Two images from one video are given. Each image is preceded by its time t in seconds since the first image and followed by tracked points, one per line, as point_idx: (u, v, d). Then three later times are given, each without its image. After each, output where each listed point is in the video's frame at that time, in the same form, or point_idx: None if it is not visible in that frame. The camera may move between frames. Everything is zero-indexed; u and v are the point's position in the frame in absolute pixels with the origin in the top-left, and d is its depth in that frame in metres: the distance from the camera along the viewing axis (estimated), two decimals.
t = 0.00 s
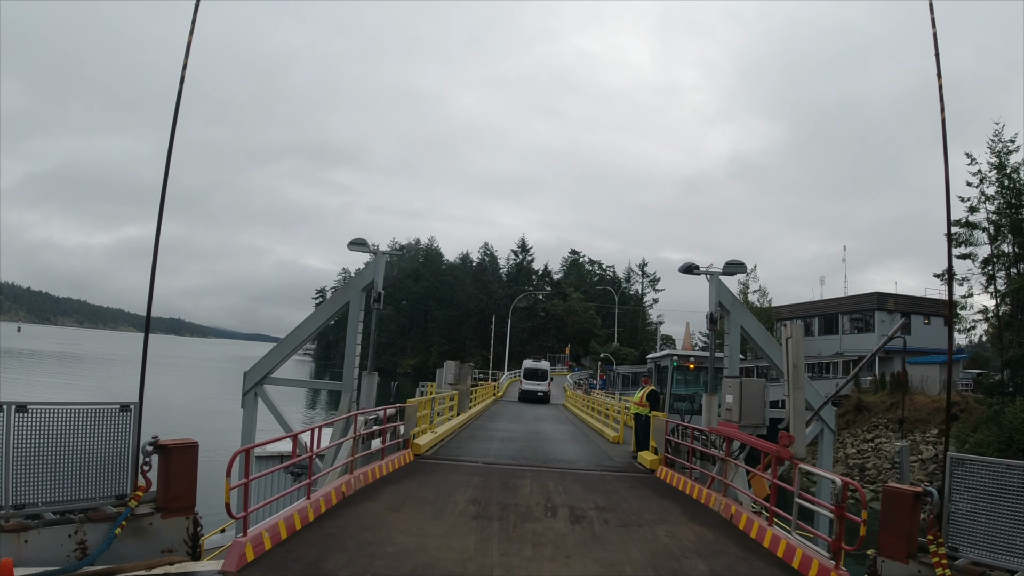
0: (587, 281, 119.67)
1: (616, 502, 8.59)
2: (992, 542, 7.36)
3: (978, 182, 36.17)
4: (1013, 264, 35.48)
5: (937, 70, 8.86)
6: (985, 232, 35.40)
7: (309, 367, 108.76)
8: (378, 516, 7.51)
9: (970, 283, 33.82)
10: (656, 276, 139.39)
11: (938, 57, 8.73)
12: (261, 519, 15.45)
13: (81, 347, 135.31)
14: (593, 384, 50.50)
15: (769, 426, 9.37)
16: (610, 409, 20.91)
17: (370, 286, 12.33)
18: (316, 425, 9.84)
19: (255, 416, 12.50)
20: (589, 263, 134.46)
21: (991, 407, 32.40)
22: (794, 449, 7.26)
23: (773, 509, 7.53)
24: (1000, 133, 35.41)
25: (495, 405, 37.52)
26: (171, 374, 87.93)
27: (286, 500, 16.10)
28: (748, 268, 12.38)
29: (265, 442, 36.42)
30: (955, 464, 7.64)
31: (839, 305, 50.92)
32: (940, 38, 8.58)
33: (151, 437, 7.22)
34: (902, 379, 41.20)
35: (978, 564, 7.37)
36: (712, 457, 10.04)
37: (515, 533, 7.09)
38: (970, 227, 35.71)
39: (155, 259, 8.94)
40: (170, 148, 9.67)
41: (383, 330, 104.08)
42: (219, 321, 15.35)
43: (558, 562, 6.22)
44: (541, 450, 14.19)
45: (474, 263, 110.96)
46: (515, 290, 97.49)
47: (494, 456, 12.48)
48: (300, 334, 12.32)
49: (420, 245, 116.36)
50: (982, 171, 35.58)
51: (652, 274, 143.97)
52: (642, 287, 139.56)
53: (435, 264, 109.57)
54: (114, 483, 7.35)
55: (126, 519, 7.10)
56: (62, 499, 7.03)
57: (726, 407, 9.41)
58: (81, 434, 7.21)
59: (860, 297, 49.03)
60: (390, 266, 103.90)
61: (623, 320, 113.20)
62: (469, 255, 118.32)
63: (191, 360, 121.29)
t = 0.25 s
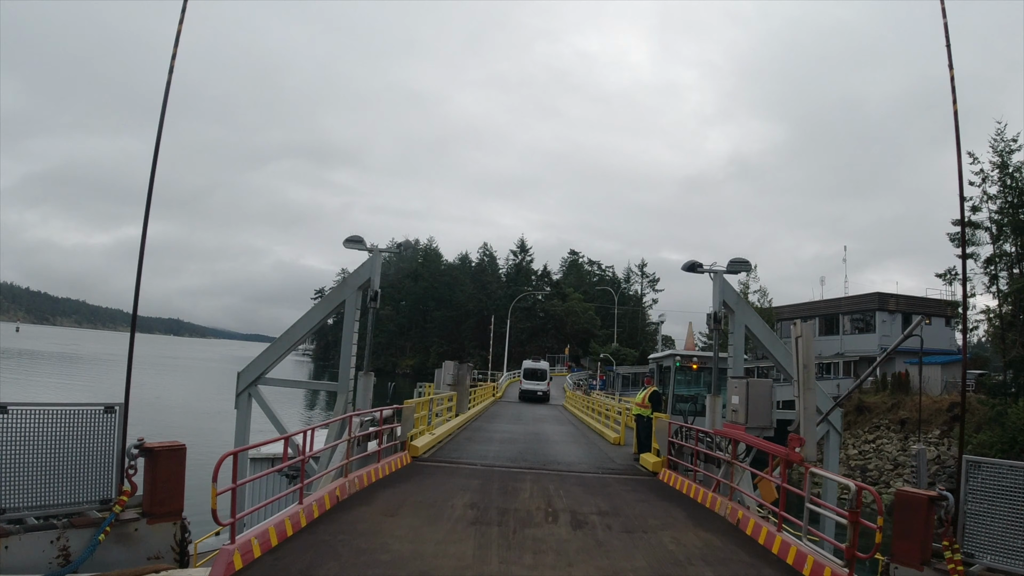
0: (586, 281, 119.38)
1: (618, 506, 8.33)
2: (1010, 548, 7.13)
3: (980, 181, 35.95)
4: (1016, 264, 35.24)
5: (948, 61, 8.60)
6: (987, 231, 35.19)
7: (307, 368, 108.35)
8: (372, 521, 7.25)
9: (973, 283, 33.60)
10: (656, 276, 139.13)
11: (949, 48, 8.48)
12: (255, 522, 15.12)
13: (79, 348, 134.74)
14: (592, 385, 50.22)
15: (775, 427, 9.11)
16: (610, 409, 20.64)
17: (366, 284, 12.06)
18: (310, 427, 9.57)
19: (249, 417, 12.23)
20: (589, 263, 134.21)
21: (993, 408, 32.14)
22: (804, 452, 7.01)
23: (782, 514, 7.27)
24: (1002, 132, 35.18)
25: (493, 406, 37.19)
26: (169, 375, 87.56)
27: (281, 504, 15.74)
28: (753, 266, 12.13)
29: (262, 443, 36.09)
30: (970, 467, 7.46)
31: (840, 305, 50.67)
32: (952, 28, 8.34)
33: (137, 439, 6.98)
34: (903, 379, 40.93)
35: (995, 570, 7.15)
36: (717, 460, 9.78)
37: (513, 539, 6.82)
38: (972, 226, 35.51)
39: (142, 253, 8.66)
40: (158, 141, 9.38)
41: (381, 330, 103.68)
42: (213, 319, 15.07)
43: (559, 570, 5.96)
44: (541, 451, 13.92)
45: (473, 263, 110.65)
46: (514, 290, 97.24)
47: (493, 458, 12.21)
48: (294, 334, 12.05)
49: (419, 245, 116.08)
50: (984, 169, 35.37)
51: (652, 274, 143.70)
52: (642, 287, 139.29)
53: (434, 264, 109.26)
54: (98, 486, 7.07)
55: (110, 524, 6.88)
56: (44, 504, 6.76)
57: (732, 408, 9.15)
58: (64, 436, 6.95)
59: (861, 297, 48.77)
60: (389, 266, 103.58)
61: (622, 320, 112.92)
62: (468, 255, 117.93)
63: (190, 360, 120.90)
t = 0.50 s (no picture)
0: (586, 282, 119.11)
1: (622, 511, 8.06)
2: None
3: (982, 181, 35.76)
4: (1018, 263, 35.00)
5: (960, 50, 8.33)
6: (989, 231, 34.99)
7: (306, 368, 108.05)
8: (366, 527, 6.96)
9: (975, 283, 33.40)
10: (655, 277, 138.88)
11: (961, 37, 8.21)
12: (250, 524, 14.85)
13: (78, 347, 134.77)
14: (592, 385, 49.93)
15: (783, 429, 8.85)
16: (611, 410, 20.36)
17: (362, 282, 11.79)
18: (304, 428, 9.30)
19: (242, 418, 11.96)
20: (589, 264, 133.94)
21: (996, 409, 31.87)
22: (814, 455, 6.77)
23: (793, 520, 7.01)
24: (1004, 131, 34.98)
25: (493, 406, 36.90)
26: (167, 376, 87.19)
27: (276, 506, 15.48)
28: (758, 264, 11.86)
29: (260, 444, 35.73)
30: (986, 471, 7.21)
31: (841, 305, 50.41)
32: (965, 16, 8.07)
33: (121, 442, 6.74)
34: (905, 379, 40.64)
35: None
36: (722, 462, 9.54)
37: (512, 547, 6.54)
38: (974, 226, 35.33)
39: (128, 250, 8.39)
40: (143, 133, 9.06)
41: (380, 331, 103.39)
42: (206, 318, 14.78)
43: None
44: (541, 453, 13.64)
45: (472, 264, 110.35)
46: (513, 291, 96.98)
47: (492, 461, 11.93)
48: (289, 333, 11.79)
49: (418, 245, 115.76)
50: (987, 169, 35.15)
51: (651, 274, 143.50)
52: (641, 288, 139.00)
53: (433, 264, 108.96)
54: (81, 491, 6.84)
55: (93, 531, 6.63)
56: (26, 509, 6.55)
57: (738, 410, 8.89)
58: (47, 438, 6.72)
59: (862, 297, 48.50)
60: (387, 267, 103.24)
61: (621, 321, 112.71)
62: (467, 255, 117.54)
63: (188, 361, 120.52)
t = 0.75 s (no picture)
0: (585, 282, 118.86)
1: (626, 516, 7.81)
2: None
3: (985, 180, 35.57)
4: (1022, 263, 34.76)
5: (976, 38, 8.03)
6: (992, 230, 34.77)
7: (305, 368, 107.70)
8: (360, 533, 6.70)
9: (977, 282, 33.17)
10: (654, 277, 138.71)
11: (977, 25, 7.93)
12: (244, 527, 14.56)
13: (77, 348, 134.64)
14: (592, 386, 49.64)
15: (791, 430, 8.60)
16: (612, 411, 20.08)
17: (358, 280, 11.52)
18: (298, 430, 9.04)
19: (236, 419, 11.70)
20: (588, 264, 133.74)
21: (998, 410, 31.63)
22: (828, 458, 6.51)
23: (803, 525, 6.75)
24: (1007, 130, 34.77)
25: (493, 407, 36.59)
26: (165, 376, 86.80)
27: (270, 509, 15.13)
28: (763, 261, 11.60)
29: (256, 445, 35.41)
30: (1006, 474, 7.15)
31: (842, 305, 50.14)
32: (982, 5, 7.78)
33: (105, 444, 6.51)
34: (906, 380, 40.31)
35: None
36: (728, 465, 9.27)
37: (512, 554, 6.27)
38: (977, 225, 35.12)
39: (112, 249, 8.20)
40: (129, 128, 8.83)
41: (379, 331, 103.06)
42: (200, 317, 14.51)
43: None
44: (541, 455, 13.37)
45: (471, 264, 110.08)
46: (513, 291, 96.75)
47: (491, 463, 11.67)
48: (283, 332, 11.53)
49: (417, 246, 115.49)
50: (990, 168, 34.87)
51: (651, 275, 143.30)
52: (641, 289, 138.75)
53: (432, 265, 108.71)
54: (63, 494, 6.63)
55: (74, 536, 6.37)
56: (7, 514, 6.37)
57: (745, 411, 8.63)
58: (28, 439, 6.57)
59: (863, 297, 48.22)
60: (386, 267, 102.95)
61: (621, 321, 112.38)
62: (466, 255, 117.22)
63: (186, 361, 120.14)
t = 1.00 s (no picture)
0: (584, 282, 118.59)
1: (630, 521, 7.57)
2: None
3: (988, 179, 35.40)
4: None
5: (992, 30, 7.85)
6: (995, 230, 34.58)
7: (304, 368, 107.38)
8: (356, 539, 6.44)
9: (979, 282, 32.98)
10: (654, 278, 138.44)
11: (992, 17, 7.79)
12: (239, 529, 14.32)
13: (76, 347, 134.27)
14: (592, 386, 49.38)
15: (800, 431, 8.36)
16: (613, 411, 19.81)
17: (355, 278, 11.27)
18: (293, 430, 8.78)
19: (230, 419, 11.44)
20: (588, 264, 133.55)
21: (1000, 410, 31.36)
22: (840, 460, 6.29)
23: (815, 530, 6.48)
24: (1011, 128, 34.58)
25: (493, 407, 36.34)
26: (164, 375, 86.67)
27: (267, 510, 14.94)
28: (769, 259, 11.38)
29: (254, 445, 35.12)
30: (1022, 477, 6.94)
31: (844, 305, 49.84)
32: None
33: (89, 446, 6.30)
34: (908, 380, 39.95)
35: None
36: (734, 468, 9.03)
37: (513, 561, 6.01)
38: (980, 224, 34.93)
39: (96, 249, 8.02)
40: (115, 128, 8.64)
41: (378, 331, 102.73)
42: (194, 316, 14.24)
43: None
44: (542, 457, 13.12)
45: (471, 264, 109.80)
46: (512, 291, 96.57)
47: (490, 465, 11.43)
48: (279, 331, 11.29)
49: (417, 245, 115.17)
50: (992, 167, 34.73)
51: (650, 275, 142.93)
52: (640, 289, 138.43)
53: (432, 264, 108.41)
54: (46, 498, 6.41)
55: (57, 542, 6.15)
56: None
57: (752, 412, 8.41)
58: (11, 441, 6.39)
59: (864, 297, 47.94)
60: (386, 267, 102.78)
61: (621, 321, 112.06)
62: (466, 255, 116.90)
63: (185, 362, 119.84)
